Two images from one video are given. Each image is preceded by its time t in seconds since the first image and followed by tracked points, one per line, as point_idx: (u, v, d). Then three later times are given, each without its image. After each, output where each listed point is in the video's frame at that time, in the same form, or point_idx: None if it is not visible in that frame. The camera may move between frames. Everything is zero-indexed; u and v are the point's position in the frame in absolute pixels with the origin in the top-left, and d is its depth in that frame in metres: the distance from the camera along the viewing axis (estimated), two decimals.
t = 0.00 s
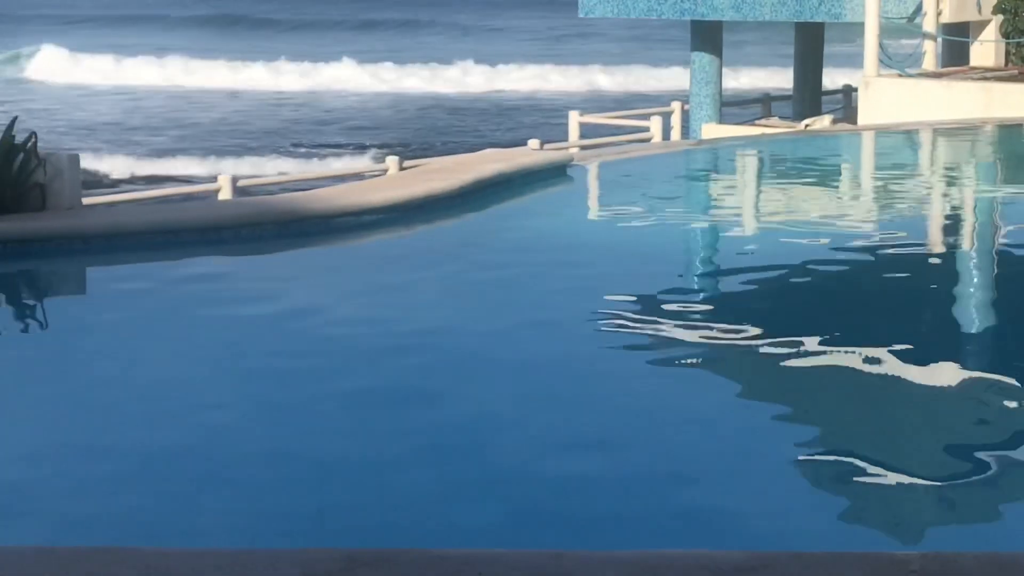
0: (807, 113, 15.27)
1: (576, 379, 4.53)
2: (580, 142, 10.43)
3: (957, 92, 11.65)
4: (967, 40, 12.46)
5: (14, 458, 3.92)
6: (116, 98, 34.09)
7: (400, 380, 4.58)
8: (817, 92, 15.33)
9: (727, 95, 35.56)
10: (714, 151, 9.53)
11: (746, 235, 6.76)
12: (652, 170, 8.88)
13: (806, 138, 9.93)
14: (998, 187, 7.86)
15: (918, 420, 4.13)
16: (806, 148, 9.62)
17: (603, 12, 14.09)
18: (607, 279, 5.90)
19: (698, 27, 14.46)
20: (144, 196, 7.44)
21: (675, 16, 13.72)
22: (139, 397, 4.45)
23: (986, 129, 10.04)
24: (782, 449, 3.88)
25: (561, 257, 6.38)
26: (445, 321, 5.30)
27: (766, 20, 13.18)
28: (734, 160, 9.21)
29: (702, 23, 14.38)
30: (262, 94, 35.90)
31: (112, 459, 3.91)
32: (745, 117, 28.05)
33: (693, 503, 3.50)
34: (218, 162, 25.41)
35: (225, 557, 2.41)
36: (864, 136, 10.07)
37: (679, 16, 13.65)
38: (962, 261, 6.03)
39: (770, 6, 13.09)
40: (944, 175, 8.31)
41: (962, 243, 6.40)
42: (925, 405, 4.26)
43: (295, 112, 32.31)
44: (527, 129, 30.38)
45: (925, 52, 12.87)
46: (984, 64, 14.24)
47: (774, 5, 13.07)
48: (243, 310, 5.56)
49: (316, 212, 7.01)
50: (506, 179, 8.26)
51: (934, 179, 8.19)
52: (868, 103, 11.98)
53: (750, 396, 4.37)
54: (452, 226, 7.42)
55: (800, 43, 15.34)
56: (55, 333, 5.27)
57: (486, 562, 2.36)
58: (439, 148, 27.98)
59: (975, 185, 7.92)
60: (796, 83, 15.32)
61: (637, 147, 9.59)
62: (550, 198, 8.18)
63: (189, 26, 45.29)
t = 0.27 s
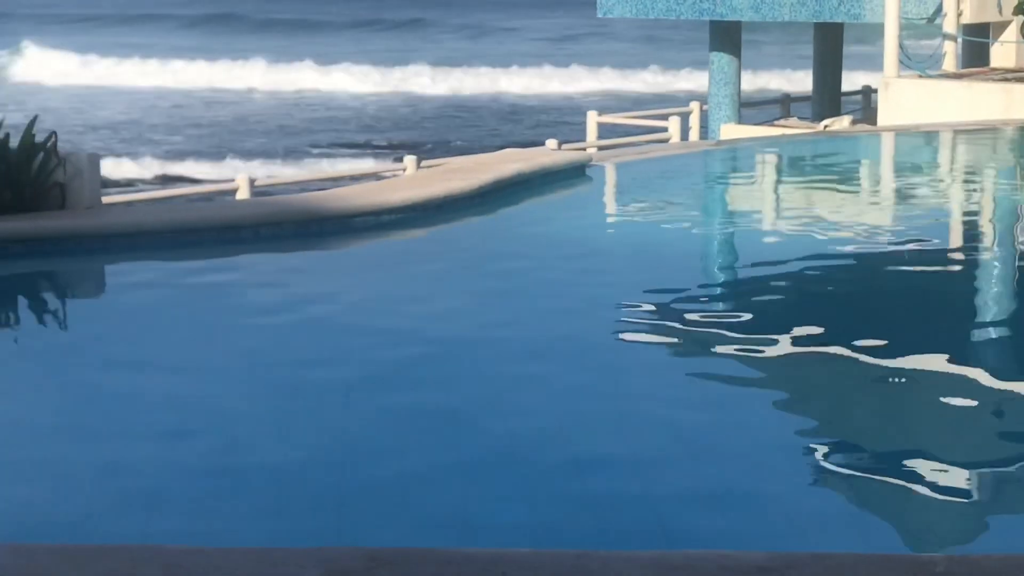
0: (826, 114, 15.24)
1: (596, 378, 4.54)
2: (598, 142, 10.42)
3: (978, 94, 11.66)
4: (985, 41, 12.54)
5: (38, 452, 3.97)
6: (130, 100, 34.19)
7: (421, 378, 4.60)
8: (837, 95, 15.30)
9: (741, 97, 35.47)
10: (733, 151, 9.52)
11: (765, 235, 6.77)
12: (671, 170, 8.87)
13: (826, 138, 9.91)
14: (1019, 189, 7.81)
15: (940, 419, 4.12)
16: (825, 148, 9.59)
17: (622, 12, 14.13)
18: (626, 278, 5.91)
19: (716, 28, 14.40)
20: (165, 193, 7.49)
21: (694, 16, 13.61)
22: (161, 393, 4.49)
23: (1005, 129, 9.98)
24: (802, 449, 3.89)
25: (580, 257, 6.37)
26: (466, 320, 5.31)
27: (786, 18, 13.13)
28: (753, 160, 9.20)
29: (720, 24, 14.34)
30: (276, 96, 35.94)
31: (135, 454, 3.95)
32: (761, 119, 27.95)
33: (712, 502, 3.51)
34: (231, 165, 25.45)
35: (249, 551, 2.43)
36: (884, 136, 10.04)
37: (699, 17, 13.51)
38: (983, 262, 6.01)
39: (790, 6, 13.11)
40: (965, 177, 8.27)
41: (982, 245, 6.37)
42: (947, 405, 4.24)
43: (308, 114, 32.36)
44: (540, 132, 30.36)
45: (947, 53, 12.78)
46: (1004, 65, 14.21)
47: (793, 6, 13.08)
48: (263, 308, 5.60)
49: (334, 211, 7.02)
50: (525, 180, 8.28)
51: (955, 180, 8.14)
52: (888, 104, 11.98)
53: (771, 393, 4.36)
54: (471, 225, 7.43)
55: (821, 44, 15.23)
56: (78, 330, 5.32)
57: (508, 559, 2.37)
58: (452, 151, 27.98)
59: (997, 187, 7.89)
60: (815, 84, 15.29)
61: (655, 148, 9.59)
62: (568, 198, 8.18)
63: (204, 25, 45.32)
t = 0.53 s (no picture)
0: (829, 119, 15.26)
1: (606, 380, 4.59)
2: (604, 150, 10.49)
3: (978, 101, 11.68)
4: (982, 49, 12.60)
5: (57, 454, 4.04)
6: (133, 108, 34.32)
7: (432, 381, 4.65)
8: (839, 97, 15.26)
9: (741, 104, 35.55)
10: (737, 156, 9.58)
11: (771, 241, 6.82)
12: (674, 175, 8.94)
13: (828, 144, 9.96)
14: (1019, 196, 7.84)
15: (946, 423, 4.17)
16: (827, 155, 9.64)
17: (627, 20, 14.09)
18: (633, 283, 5.97)
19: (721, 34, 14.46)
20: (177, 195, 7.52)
21: (699, 25, 13.65)
22: (176, 395, 4.55)
23: (1005, 136, 10.02)
24: (810, 451, 3.94)
25: (587, 261, 6.43)
26: (476, 324, 5.36)
27: (789, 28, 13.04)
28: (757, 166, 9.26)
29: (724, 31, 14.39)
30: (279, 104, 36.07)
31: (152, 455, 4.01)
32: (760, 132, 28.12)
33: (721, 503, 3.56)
34: (234, 172, 25.52)
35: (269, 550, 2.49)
36: (885, 143, 10.10)
37: (702, 24, 13.59)
38: (985, 267, 6.07)
39: (792, 12, 13.06)
40: (965, 184, 8.30)
41: (982, 251, 6.41)
42: (954, 408, 4.30)
43: (311, 121, 32.48)
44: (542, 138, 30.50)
45: (946, 60, 12.79)
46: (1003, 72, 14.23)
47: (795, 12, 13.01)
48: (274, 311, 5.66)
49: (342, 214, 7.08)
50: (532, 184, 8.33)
51: (955, 187, 8.18)
52: (889, 112, 11.99)
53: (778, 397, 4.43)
54: (478, 231, 7.49)
55: (822, 48, 15.20)
56: (92, 332, 5.39)
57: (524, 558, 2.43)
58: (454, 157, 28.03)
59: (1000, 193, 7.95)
60: (817, 90, 15.34)
61: (660, 153, 9.64)
62: (575, 202, 8.24)
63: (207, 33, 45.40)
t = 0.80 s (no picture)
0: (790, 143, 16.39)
1: (585, 376, 5.41)
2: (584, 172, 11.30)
3: (913, 126, 13.72)
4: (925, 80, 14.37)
5: (120, 444, 4.71)
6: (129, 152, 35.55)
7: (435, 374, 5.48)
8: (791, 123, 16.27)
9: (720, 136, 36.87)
10: (701, 176, 10.43)
11: (729, 247, 7.66)
12: (640, 194, 9.78)
13: (780, 166, 10.75)
14: (952, 211, 8.63)
15: (883, 410, 4.96)
16: (779, 174, 10.39)
17: (602, 57, 15.63)
18: (605, 286, 6.84)
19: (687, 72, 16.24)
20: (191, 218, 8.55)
21: (667, 59, 15.04)
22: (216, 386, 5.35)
23: (936, 159, 10.77)
24: (764, 439, 4.68)
25: (574, 267, 7.31)
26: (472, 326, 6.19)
27: (746, 64, 14.12)
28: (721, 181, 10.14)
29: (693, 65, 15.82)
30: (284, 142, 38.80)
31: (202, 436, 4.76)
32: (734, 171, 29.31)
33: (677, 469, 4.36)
34: (231, 200, 26.25)
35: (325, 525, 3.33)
36: (831, 165, 10.80)
37: (670, 59, 14.95)
38: (920, 273, 6.95)
39: (748, 51, 14.35)
40: (903, 199, 9.08)
41: (915, 261, 7.22)
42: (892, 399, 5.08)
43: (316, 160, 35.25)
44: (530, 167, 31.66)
45: (892, 89, 14.56)
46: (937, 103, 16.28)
47: (750, 51, 14.35)
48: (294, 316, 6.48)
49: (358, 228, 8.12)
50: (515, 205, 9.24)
51: (891, 202, 8.96)
52: (836, 135, 14.03)
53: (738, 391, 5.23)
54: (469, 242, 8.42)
55: (777, 78, 16.27)
56: (135, 340, 6.19)
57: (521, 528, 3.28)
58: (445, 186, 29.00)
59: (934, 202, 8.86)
60: (772, 117, 16.32)
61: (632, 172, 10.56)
62: (553, 216, 9.14)
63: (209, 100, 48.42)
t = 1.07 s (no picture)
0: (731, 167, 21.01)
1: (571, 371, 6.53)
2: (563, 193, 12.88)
3: (839, 151, 17.04)
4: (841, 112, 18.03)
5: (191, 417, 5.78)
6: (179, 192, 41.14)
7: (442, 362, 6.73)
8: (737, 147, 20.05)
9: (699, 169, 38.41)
10: (659, 195, 12.62)
11: (684, 257, 9.29)
12: (612, 211, 11.66)
13: (726, 184, 13.16)
14: (873, 228, 10.37)
15: (820, 400, 6.03)
16: (726, 191, 12.77)
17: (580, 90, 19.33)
18: (581, 288, 8.43)
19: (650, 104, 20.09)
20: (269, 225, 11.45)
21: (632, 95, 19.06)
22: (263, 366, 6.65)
23: (857, 178, 13.94)
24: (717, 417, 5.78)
25: (556, 278, 8.81)
26: (472, 324, 7.54)
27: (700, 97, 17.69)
28: (679, 203, 12.02)
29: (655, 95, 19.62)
30: (313, 182, 44.55)
31: (257, 403, 6.02)
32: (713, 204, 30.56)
33: (626, 428, 5.65)
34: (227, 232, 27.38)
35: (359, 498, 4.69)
36: (771, 185, 13.19)
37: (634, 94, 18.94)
38: (845, 278, 8.51)
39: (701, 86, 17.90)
40: (831, 216, 10.98)
41: (842, 267, 8.83)
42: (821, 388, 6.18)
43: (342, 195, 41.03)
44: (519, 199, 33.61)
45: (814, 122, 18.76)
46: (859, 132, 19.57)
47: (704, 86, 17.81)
48: (323, 319, 7.80)
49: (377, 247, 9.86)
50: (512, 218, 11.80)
51: (822, 218, 10.89)
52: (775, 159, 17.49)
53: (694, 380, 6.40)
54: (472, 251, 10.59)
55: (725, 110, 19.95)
56: (194, 332, 7.57)
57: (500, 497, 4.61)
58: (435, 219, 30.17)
59: (855, 223, 10.64)
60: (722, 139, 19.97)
61: (604, 198, 12.61)
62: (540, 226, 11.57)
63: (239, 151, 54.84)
